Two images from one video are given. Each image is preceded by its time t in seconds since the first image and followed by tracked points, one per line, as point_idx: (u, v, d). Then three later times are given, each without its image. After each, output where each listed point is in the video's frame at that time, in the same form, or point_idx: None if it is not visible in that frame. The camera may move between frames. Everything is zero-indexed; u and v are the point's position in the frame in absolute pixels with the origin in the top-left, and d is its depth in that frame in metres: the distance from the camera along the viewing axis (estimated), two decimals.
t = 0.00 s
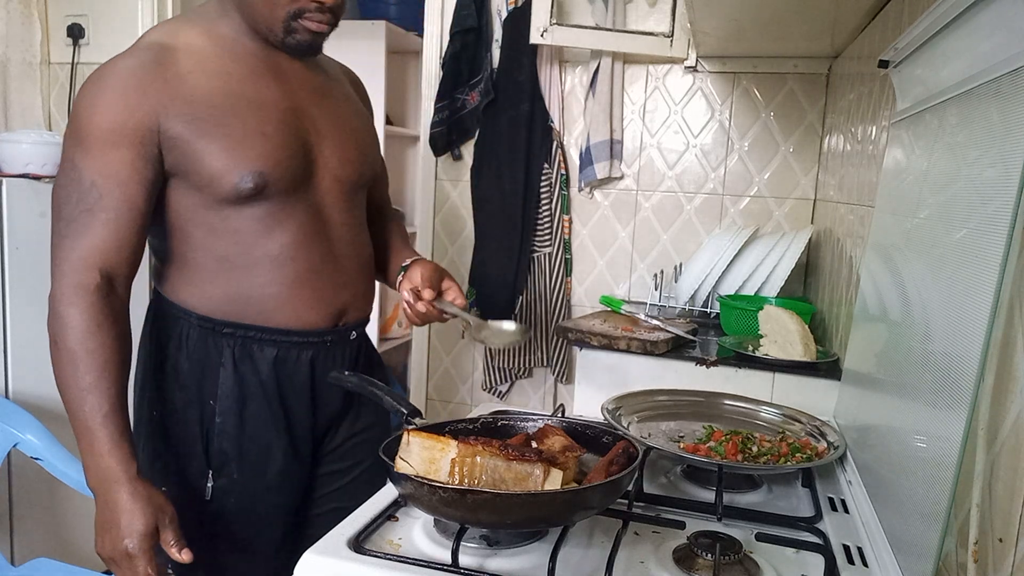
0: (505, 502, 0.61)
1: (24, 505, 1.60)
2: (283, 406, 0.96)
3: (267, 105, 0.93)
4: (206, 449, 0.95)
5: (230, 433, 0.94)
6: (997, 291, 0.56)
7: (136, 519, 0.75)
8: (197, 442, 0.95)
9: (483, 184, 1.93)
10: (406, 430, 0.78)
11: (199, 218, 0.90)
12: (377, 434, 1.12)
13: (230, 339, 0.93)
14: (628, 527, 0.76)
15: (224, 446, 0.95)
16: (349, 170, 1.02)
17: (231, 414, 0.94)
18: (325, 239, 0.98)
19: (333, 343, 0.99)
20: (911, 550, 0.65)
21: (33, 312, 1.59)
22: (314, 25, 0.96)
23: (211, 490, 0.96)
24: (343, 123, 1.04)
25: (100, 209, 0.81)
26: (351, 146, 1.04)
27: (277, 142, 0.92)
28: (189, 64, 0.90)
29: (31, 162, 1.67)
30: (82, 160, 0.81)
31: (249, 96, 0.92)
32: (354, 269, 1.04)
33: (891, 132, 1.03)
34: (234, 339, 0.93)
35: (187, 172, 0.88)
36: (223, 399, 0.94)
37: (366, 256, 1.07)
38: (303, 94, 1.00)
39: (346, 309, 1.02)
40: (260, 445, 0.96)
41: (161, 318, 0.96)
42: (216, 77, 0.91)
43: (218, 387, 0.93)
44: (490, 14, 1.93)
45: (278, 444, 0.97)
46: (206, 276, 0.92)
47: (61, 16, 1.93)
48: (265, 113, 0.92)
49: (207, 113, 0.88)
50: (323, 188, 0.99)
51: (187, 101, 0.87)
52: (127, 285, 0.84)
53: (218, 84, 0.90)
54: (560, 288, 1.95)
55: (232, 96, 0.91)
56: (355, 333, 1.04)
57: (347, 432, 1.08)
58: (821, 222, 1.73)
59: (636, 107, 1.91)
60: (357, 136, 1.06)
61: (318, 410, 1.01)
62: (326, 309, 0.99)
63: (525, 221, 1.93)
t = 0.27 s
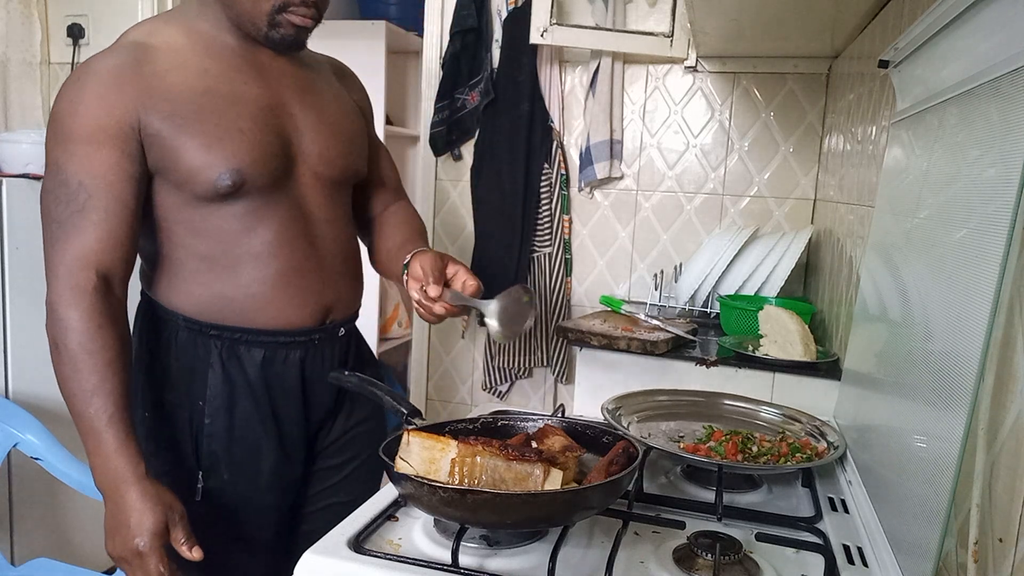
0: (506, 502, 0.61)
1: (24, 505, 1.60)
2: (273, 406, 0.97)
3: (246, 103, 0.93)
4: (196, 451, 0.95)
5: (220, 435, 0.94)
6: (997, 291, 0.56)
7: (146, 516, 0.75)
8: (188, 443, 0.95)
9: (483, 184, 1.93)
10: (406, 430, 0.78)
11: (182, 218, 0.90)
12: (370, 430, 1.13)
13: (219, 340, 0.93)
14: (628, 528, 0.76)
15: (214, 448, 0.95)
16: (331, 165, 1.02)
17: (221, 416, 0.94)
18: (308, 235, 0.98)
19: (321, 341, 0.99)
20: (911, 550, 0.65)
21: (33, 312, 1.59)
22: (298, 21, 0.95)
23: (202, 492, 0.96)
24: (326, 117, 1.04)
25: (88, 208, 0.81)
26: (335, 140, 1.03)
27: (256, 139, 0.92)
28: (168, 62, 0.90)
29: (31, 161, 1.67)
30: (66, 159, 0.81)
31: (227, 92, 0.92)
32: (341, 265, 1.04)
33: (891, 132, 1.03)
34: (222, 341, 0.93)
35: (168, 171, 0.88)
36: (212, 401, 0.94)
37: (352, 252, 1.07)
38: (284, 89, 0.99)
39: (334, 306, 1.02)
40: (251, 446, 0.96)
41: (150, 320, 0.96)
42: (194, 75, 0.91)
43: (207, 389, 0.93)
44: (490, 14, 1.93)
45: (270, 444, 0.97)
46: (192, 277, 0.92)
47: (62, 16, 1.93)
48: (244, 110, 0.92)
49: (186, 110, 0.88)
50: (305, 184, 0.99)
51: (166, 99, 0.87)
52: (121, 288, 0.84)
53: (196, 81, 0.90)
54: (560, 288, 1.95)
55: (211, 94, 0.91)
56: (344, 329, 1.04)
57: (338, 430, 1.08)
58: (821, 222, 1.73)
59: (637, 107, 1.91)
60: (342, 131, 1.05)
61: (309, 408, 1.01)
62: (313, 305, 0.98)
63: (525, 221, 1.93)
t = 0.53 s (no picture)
0: (505, 502, 0.61)
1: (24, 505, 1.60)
2: (280, 403, 0.97)
3: (241, 100, 0.94)
4: (204, 451, 0.94)
5: (229, 433, 0.94)
6: (997, 291, 0.56)
7: (130, 505, 0.82)
8: (196, 443, 0.94)
9: (483, 184, 1.93)
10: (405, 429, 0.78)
11: (179, 217, 0.91)
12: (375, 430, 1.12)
13: (224, 340, 0.93)
14: (629, 528, 0.76)
15: (223, 447, 0.95)
16: (329, 162, 1.02)
17: (229, 415, 0.94)
18: (307, 232, 0.98)
19: (326, 339, 1.00)
20: (911, 550, 0.65)
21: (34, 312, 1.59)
22: (310, 25, 1.00)
23: (211, 490, 0.95)
24: (323, 114, 1.04)
25: (77, 211, 0.84)
26: (333, 136, 1.04)
27: (250, 136, 0.92)
28: (162, 63, 0.91)
29: (31, 162, 1.67)
30: (58, 163, 0.83)
31: (221, 91, 0.93)
32: (342, 262, 1.04)
33: (891, 132, 1.03)
34: (226, 340, 0.93)
35: (163, 171, 0.89)
36: (219, 400, 0.94)
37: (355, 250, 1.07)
38: (280, 87, 1.00)
39: (336, 303, 1.03)
40: (260, 443, 0.96)
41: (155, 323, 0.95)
42: (187, 75, 0.92)
43: (214, 389, 0.93)
44: (490, 14, 1.94)
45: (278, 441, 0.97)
46: (192, 276, 0.92)
47: (62, 16, 1.92)
48: (237, 108, 0.93)
49: (179, 109, 0.89)
50: (302, 181, 0.99)
51: (158, 99, 0.88)
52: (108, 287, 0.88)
53: (189, 81, 0.91)
54: (560, 288, 1.95)
55: (205, 92, 0.91)
56: (347, 327, 1.05)
57: (344, 429, 1.08)
58: (821, 222, 1.73)
59: (636, 107, 1.91)
60: (339, 126, 1.06)
61: (315, 405, 1.01)
62: (314, 302, 0.99)
63: (525, 221, 1.93)
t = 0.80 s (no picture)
0: (505, 501, 0.61)
1: (23, 505, 1.60)
2: (306, 400, 0.96)
3: (263, 104, 0.94)
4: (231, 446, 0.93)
5: (256, 427, 0.94)
6: (997, 292, 0.56)
7: (112, 498, 0.84)
8: (224, 439, 0.93)
9: (483, 184, 1.93)
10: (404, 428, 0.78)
11: (204, 220, 0.92)
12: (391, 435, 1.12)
13: (252, 336, 0.93)
14: (629, 527, 0.76)
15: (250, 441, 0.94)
16: (350, 164, 1.03)
17: (256, 410, 0.93)
18: (331, 233, 0.99)
19: (350, 337, 1.00)
20: (911, 550, 0.65)
21: (34, 311, 1.59)
22: (332, 30, 0.98)
23: (237, 483, 0.93)
24: (344, 116, 1.04)
25: (93, 213, 0.84)
26: (353, 139, 1.04)
27: (274, 140, 0.93)
28: (185, 67, 0.91)
29: (31, 162, 1.66)
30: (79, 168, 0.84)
31: (244, 95, 0.93)
32: (364, 263, 1.04)
33: (891, 132, 1.03)
34: (254, 337, 0.93)
35: (187, 176, 0.90)
36: (246, 396, 0.93)
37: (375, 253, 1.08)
38: (302, 91, 1.00)
39: (359, 302, 1.04)
40: (286, 439, 0.95)
41: (181, 324, 0.95)
42: (211, 78, 0.92)
43: (242, 384, 0.93)
44: (490, 14, 1.94)
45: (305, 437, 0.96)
46: (218, 278, 0.93)
47: (62, 16, 1.92)
48: (260, 112, 0.93)
49: (203, 113, 0.89)
50: (325, 184, 1.00)
51: (181, 104, 0.89)
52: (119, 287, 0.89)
53: (213, 85, 0.91)
54: (560, 288, 1.95)
55: (228, 96, 0.92)
56: (370, 324, 1.05)
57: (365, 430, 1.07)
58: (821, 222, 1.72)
59: (636, 106, 1.91)
60: (358, 128, 1.06)
61: (338, 406, 1.01)
62: (339, 302, 1.00)
63: (525, 221, 1.93)
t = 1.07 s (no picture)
0: (506, 501, 0.61)
1: (24, 505, 1.60)
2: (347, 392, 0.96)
3: (326, 114, 0.94)
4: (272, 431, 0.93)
5: (296, 416, 0.93)
6: (997, 292, 0.56)
7: (190, 479, 0.86)
8: (265, 425, 0.93)
9: (483, 184, 1.93)
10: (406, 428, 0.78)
11: (267, 226, 0.91)
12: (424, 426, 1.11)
13: (298, 326, 0.93)
14: (628, 528, 0.76)
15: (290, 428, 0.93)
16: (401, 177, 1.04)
17: (298, 399, 0.93)
18: (385, 243, 0.99)
19: (391, 331, 0.99)
20: (911, 550, 0.65)
21: (34, 311, 1.59)
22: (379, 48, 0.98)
23: (275, 465, 0.93)
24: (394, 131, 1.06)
25: (166, 214, 0.85)
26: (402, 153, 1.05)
27: (336, 150, 0.93)
28: (251, 77, 0.91)
29: (32, 161, 1.67)
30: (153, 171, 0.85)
31: (306, 105, 0.93)
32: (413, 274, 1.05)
33: (891, 132, 1.03)
34: (300, 327, 0.93)
35: (252, 183, 0.90)
36: (290, 385, 0.93)
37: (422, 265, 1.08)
38: (358, 105, 1.01)
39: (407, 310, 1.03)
40: (326, 428, 0.94)
41: (229, 313, 0.94)
42: (275, 89, 0.92)
43: (287, 374, 0.92)
44: (490, 14, 1.94)
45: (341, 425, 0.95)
46: (276, 283, 0.92)
47: (62, 16, 1.92)
48: (323, 123, 0.93)
49: (270, 122, 0.90)
50: (380, 196, 1.00)
51: (248, 113, 0.89)
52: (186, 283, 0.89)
53: (277, 95, 0.92)
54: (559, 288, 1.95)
55: (295, 104, 0.92)
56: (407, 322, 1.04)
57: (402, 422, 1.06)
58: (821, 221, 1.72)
59: (636, 106, 1.91)
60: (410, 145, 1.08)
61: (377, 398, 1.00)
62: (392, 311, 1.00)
63: (525, 221, 1.93)
